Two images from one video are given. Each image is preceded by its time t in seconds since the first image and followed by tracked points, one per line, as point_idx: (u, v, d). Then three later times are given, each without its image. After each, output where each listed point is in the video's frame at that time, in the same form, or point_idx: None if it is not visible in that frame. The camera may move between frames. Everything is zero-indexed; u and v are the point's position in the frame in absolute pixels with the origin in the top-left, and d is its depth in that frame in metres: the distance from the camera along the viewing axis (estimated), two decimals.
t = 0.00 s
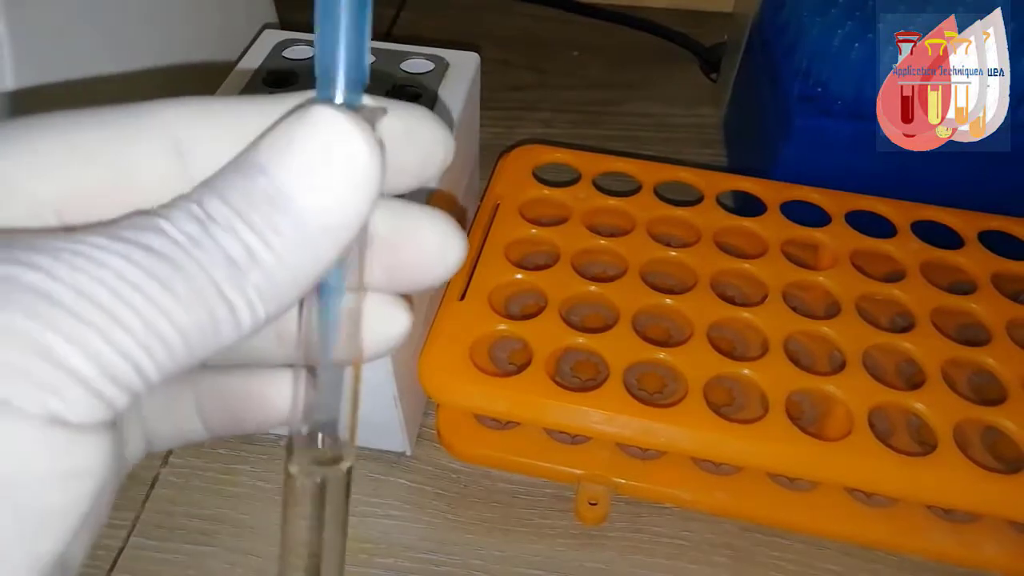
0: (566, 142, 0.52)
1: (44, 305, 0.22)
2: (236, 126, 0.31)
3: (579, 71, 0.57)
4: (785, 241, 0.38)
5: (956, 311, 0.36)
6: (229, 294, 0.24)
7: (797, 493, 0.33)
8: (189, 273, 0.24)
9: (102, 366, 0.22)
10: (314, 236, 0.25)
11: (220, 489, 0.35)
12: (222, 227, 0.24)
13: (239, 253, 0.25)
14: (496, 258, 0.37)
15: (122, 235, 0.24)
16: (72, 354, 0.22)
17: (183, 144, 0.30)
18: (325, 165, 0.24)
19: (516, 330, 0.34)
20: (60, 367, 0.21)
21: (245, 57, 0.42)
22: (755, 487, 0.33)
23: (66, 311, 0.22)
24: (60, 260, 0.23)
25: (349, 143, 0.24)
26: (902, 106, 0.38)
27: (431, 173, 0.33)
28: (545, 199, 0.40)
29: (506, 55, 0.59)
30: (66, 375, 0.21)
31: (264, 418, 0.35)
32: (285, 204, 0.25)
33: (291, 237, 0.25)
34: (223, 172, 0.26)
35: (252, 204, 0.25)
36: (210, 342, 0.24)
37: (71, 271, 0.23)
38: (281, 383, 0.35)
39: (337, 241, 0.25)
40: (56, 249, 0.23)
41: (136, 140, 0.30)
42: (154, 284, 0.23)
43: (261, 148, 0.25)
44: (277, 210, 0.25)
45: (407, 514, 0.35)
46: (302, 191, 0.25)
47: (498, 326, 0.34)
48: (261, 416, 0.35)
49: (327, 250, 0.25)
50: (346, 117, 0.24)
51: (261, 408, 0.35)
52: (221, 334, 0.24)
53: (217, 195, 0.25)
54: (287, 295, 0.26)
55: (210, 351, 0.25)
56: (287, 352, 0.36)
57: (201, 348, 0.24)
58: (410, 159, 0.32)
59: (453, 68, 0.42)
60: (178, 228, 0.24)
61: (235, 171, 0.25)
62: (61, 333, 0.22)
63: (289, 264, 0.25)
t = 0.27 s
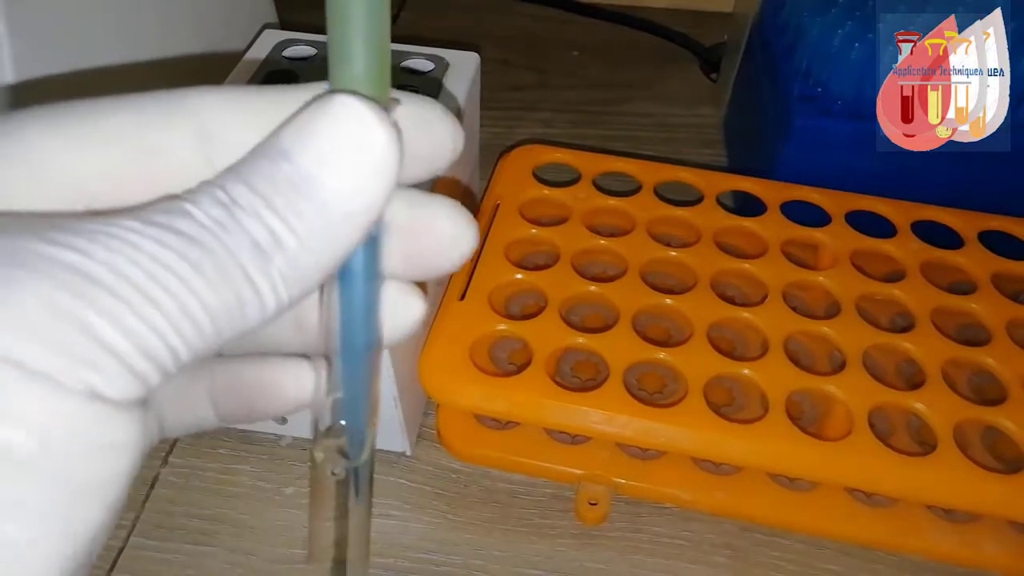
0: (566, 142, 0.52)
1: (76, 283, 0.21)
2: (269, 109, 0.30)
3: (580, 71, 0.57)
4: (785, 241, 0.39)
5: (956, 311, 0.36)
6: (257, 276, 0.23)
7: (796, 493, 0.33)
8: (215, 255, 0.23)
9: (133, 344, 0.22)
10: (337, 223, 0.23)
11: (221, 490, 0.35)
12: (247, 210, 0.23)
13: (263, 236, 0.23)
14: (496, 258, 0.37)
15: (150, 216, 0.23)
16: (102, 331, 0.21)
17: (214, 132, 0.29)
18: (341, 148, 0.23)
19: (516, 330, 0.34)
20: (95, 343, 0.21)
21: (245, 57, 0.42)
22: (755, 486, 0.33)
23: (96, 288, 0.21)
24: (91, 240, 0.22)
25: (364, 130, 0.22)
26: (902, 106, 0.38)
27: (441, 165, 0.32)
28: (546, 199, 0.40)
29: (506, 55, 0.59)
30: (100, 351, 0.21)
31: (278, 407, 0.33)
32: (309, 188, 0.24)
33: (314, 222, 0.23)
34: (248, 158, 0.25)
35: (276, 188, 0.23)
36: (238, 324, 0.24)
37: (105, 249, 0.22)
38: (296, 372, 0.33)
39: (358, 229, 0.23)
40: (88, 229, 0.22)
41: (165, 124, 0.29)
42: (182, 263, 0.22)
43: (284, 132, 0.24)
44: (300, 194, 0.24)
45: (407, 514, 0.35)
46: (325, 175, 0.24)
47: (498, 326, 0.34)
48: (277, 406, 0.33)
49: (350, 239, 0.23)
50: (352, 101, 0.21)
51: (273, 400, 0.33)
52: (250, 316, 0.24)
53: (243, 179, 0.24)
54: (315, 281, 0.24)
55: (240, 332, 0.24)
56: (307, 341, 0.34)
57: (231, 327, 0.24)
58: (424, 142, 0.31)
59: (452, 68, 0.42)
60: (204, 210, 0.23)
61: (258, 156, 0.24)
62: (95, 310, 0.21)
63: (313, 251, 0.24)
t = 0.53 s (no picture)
0: (565, 142, 0.52)
1: (122, 293, 0.21)
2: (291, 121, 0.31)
3: (579, 72, 0.58)
4: (783, 241, 0.39)
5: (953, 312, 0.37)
6: (291, 285, 0.24)
7: (794, 491, 0.34)
8: (251, 264, 0.24)
9: (177, 354, 0.22)
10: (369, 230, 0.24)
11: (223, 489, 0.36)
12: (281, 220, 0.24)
13: (297, 245, 0.24)
14: (497, 259, 0.37)
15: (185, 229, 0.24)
16: (147, 342, 0.21)
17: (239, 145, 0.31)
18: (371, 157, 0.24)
19: (516, 330, 0.34)
20: (140, 355, 0.21)
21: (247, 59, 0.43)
22: (753, 485, 0.34)
23: (141, 300, 0.22)
24: (129, 253, 0.22)
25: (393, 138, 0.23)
26: (902, 106, 0.39)
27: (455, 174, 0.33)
28: (545, 200, 0.41)
29: (505, 56, 0.59)
30: (146, 363, 0.21)
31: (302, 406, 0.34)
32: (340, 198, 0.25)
33: (346, 230, 0.24)
34: (276, 170, 0.25)
35: (308, 199, 0.25)
36: (271, 332, 0.24)
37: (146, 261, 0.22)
38: (321, 371, 0.34)
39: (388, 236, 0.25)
40: (124, 242, 0.23)
41: (192, 138, 0.30)
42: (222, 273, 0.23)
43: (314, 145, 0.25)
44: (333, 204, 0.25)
45: (409, 513, 0.35)
46: (356, 185, 0.25)
47: (498, 326, 0.35)
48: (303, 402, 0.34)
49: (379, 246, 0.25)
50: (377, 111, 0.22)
51: (301, 396, 0.34)
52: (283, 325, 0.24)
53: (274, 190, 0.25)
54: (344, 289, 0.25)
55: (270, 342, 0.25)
56: (331, 345, 0.35)
57: (266, 335, 0.24)
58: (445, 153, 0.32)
59: (452, 69, 0.42)
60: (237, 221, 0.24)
61: (288, 168, 0.25)
62: (138, 321, 0.21)
63: (345, 260, 0.24)
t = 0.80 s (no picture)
0: (565, 145, 0.53)
1: (162, 293, 0.23)
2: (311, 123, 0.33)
3: (579, 76, 0.58)
4: (779, 243, 0.40)
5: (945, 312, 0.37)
6: (318, 284, 0.27)
7: (788, 488, 0.34)
8: (281, 264, 0.26)
9: (212, 350, 0.24)
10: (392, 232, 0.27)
11: (228, 486, 0.36)
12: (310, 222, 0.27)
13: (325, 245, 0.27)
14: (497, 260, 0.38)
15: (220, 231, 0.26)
16: (185, 339, 0.23)
17: (263, 147, 0.33)
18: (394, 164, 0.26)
19: (516, 329, 0.35)
20: (179, 351, 0.23)
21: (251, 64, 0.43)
22: (748, 482, 0.34)
23: (181, 298, 0.24)
24: (169, 253, 0.24)
25: (417, 147, 0.25)
26: (902, 106, 0.39)
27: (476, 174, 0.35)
28: (545, 202, 0.41)
29: (506, 60, 0.60)
30: (184, 359, 0.23)
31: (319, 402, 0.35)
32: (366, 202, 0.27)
33: (371, 232, 0.27)
34: (306, 174, 0.28)
35: (336, 202, 0.27)
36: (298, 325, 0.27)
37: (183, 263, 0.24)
38: (340, 369, 0.35)
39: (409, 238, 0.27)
40: (164, 242, 0.25)
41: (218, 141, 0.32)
42: (254, 273, 0.25)
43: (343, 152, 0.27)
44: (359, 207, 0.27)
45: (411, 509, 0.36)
46: (380, 190, 0.27)
47: (498, 326, 0.35)
48: (321, 397, 0.35)
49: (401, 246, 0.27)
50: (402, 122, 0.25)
51: (319, 389, 0.35)
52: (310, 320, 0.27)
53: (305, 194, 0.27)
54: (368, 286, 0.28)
55: (295, 335, 0.27)
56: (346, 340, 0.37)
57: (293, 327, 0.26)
58: (466, 154, 0.33)
59: (453, 73, 0.43)
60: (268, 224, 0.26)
61: (318, 173, 0.28)
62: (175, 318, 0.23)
63: (369, 259, 0.27)
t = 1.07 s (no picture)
0: (565, 142, 0.52)
1: (150, 295, 0.23)
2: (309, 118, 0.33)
3: (579, 72, 0.58)
4: (784, 241, 0.39)
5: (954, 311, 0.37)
6: (313, 285, 0.26)
7: (795, 492, 0.34)
8: (275, 264, 0.25)
9: (203, 355, 0.23)
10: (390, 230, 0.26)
11: (224, 489, 0.36)
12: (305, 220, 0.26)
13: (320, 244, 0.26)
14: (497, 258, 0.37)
15: (211, 231, 0.25)
16: (175, 343, 0.23)
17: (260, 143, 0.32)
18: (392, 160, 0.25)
19: (516, 329, 0.34)
20: (168, 355, 0.22)
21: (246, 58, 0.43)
22: (754, 485, 0.34)
23: (169, 301, 0.23)
24: (158, 254, 0.24)
25: (416, 142, 0.24)
26: (902, 106, 0.39)
27: (477, 170, 0.34)
28: (546, 199, 0.41)
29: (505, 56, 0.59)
30: (174, 363, 0.22)
31: (314, 407, 0.34)
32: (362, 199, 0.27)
33: (368, 229, 0.26)
34: (300, 170, 0.27)
35: (331, 200, 0.26)
36: (295, 328, 0.26)
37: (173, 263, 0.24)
38: (336, 371, 0.35)
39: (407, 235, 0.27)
40: (153, 244, 0.24)
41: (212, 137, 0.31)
42: (246, 274, 0.25)
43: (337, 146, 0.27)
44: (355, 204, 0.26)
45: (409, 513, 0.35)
46: (378, 186, 0.26)
47: (498, 326, 0.35)
48: (316, 401, 0.34)
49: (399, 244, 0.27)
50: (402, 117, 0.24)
51: (314, 393, 0.34)
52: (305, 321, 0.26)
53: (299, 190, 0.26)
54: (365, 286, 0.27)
55: (293, 339, 0.27)
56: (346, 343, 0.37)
57: (289, 331, 0.26)
58: (467, 150, 0.32)
59: (452, 68, 0.42)
60: (261, 223, 0.26)
61: (312, 168, 0.27)
62: (163, 322, 0.23)
63: (366, 258, 0.26)
